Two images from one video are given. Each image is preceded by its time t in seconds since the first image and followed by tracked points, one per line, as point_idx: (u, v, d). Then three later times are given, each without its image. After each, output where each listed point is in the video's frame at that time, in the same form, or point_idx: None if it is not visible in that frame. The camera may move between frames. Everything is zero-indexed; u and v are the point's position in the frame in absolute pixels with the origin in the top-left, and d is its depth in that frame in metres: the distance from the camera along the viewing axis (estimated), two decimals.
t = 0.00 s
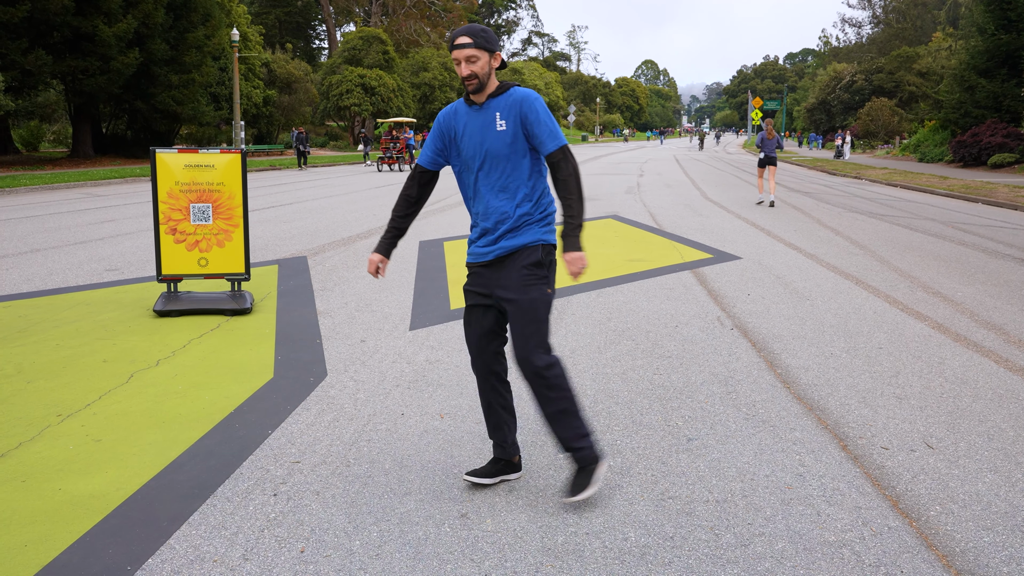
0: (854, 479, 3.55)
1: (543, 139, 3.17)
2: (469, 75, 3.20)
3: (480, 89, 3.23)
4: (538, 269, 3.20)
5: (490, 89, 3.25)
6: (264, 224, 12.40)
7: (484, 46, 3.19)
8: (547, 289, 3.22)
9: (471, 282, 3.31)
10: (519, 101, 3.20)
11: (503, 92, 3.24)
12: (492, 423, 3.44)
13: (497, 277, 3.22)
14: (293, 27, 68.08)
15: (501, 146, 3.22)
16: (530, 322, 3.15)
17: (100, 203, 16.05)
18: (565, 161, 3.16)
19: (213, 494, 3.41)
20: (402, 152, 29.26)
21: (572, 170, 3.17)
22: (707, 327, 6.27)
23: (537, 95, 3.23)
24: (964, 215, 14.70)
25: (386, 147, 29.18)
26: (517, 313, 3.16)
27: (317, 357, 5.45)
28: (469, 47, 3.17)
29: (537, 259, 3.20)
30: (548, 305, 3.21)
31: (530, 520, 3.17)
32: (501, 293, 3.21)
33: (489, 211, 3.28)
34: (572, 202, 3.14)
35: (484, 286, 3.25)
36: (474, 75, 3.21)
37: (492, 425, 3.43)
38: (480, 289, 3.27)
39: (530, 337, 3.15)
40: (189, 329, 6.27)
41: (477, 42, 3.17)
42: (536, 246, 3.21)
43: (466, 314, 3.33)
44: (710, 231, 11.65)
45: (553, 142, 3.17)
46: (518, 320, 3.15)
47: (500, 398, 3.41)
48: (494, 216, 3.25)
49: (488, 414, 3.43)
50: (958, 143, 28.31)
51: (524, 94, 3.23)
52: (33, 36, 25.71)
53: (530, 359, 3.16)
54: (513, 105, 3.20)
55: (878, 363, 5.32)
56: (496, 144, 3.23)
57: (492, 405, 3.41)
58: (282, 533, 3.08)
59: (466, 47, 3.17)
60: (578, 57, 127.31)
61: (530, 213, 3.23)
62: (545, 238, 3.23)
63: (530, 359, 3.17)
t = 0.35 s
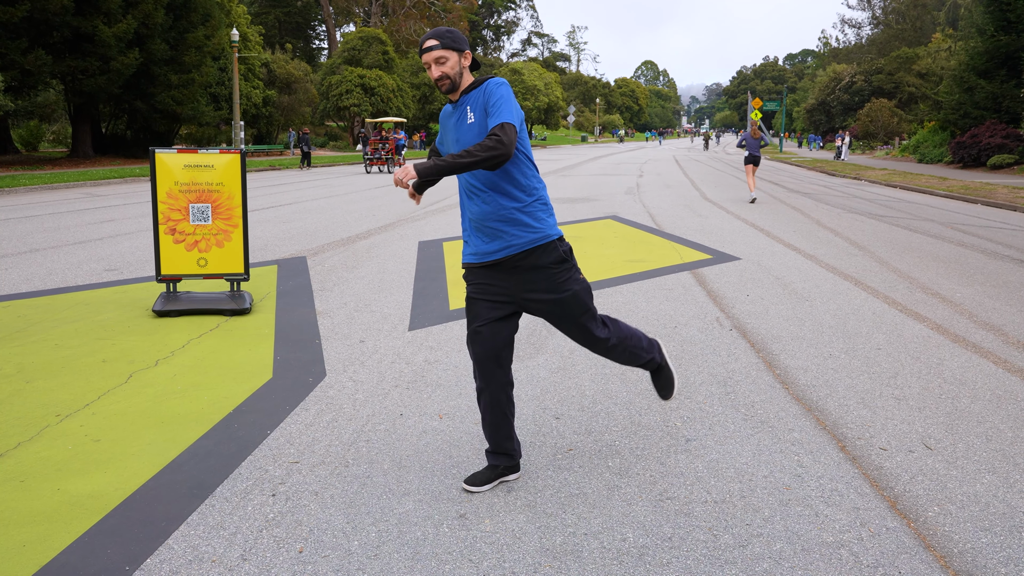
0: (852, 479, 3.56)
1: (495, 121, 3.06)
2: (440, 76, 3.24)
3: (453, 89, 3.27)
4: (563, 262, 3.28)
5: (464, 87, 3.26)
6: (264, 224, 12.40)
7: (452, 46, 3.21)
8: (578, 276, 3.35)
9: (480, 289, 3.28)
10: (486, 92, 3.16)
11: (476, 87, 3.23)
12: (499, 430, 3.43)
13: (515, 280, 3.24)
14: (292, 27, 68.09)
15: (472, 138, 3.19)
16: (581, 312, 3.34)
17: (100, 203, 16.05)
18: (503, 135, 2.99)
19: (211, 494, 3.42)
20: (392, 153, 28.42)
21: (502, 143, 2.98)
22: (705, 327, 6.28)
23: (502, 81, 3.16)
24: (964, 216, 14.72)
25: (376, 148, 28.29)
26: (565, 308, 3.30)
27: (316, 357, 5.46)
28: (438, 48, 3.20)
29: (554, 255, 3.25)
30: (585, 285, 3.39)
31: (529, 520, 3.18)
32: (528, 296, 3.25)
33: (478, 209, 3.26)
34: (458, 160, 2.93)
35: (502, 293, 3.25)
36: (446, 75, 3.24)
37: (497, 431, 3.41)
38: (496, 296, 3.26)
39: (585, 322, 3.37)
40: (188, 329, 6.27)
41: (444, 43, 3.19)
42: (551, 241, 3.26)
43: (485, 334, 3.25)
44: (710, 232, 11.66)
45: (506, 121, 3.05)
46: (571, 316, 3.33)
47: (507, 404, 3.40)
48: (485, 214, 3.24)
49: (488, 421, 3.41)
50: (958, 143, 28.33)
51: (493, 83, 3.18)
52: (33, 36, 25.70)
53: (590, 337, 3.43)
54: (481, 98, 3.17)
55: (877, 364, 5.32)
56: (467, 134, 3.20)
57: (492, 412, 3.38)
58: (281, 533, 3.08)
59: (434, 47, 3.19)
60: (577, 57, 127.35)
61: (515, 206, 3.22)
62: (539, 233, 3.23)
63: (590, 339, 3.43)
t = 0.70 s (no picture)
0: (852, 479, 3.55)
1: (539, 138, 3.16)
2: (455, 84, 3.22)
3: (467, 96, 3.25)
4: (533, 266, 3.16)
5: (477, 94, 3.27)
6: (262, 225, 12.39)
7: (466, 54, 3.21)
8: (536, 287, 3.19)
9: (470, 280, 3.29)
10: (508, 100, 3.21)
11: (491, 94, 3.26)
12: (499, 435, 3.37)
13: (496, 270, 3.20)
14: (291, 28, 68.08)
15: (493, 146, 3.21)
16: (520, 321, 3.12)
17: (97, 204, 16.03)
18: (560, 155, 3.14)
19: (210, 496, 3.41)
20: (379, 155, 27.40)
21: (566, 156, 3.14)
22: (704, 327, 6.28)
23: (524, 92, 3.23)
24: (961, 216, 14.72)
25: (362, 150, 27.18)
26: (508, 308, 3.11)
27: (315, 358, 5.45)
28: (454, 56, 3.18)
29: (534, 257, 3.17)
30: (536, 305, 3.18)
31: (528, 521, 3.17)
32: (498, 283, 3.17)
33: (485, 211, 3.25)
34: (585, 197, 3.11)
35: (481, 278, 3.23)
36: (460, 83, 3.23)
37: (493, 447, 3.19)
38: (475, 288, 3.25)
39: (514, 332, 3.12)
40: (186, 330, 6.25)
41: (459, 50, 3.18)
42: (537, 242, 3.19)
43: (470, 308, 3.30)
44: (708, 232, 11.66)
45: (546, 139, 3.16)
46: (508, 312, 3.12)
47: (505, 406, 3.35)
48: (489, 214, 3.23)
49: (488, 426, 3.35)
50: (956, 143, 28.36)
51: (511, 93, 3.22)
52: (31, 38, 25.68)
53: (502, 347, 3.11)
54: (502, 105, 3.21)
55: (876, 364, 5.32)
56: (488, 146, 3.22)
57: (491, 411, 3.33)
58: (280, 535, 3.07)
59: (449, 55, 3.17)
60: (575, 58, 127.29)
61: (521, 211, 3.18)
62: (540, 237, 3.20)
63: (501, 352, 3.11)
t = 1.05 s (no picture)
0: (853, 479, 3.55)
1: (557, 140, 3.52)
2: (476, 102, 3.12)
3: (489, 111, 3.15)
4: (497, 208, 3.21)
5: (498, 108, 3.19)
6: (261, 227, 12.38)
7: (489, 70, 3.13)
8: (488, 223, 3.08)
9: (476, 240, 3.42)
10: (532, 107, 3.28)
11: (513, 104, 3.24)
12: (488, 412, 3.38)
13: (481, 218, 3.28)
14: (289, 29, 68.00)
15: (525, 151, 3.22)
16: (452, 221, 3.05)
17: (97, 206, 16.03)
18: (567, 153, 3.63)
19: (210, 498, 3.40)
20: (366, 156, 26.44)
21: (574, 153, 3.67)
22: (704, 327, 6.28)
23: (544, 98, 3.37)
24: (960, 215, 14.72)
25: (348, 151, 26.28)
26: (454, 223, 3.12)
27: (315, 359, 5.45)
28: (482, 71, 3.10)
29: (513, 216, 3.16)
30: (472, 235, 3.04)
31: (529, 521, 3.17)
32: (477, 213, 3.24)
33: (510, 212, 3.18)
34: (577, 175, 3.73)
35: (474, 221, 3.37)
36: (481, 101, 3.13)
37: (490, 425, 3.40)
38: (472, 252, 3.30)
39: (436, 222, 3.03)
40: (185, 332, 6.25)
41: (481, 67, 3.10)
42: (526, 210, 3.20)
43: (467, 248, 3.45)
44: (708, 232, 11.65)
45: (562, 141, 3.53)
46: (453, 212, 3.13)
47: (493, 383, 3.36)
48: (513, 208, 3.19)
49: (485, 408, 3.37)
50: (954, 143, 28.36)
51: (535, 99, 3.34)
52: (29, 40, 25.65)
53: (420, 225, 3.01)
54: (531, 111, 3.26)
55: (876, 363, 5.31)
56: (528, 145, 3.24)
57: (480, 387, 3.34)
58: (280, 537, 3.06)
59: (471, 74, 3.09)
60: (574, 58, 127.33)
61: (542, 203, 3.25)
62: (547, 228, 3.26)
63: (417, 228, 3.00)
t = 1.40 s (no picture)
0: (853, 479, 3.54)
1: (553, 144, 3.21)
2: (465, 90, 3.20)
3: (476, 102, 3.22)
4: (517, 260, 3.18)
5: (488, 98, 3.25)
6: (260, 227, 12.38)
7: (478, 60, 3.17)
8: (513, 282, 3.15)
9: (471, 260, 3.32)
10: (518, 106, 3.23)
11: (504, 98, 3.25)
12: (501, 430, 3.41)
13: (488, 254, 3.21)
14: (289, 30, 68.02)
15: (503, 153, 3.24)
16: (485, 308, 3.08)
17: (97, 207, 16.03)
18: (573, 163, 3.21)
19: (210, 498, 3.40)
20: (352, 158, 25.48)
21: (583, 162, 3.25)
22: (704, 327, 6.28)
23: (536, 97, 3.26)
24: (960, 214, 14.70)
25: (333, 152, 25.34)
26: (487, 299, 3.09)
27: (315, 359, 5.44)
28: (469, 63, 3.15)
29: (516, 253, 3.18)
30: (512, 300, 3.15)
31: (529, 522, 3.17)
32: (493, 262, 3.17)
33: (486, 214, 3.27)
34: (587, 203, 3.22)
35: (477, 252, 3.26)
36: (470, 90, 3.20)
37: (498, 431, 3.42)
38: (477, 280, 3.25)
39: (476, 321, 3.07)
40: (185, 333, 6.24)
41: (471, 57, 3.15)
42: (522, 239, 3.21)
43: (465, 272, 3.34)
44: (708, 232, 11.65)
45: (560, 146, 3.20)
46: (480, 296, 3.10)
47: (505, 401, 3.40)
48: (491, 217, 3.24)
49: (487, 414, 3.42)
50: (955, 142, 28.35)
51: (526, 99, 3.24)
52: (29, 40, 25.65)
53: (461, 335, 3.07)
54: (515, 109, 3.23)
55: (876, 363, 5.31)
56: (505, 149, 3.24)
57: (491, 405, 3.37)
58: (280, 537, 3.06)
59: (461, 62, 3.14)
60: (575, 58, 127.34)
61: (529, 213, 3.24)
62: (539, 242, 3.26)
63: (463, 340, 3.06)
